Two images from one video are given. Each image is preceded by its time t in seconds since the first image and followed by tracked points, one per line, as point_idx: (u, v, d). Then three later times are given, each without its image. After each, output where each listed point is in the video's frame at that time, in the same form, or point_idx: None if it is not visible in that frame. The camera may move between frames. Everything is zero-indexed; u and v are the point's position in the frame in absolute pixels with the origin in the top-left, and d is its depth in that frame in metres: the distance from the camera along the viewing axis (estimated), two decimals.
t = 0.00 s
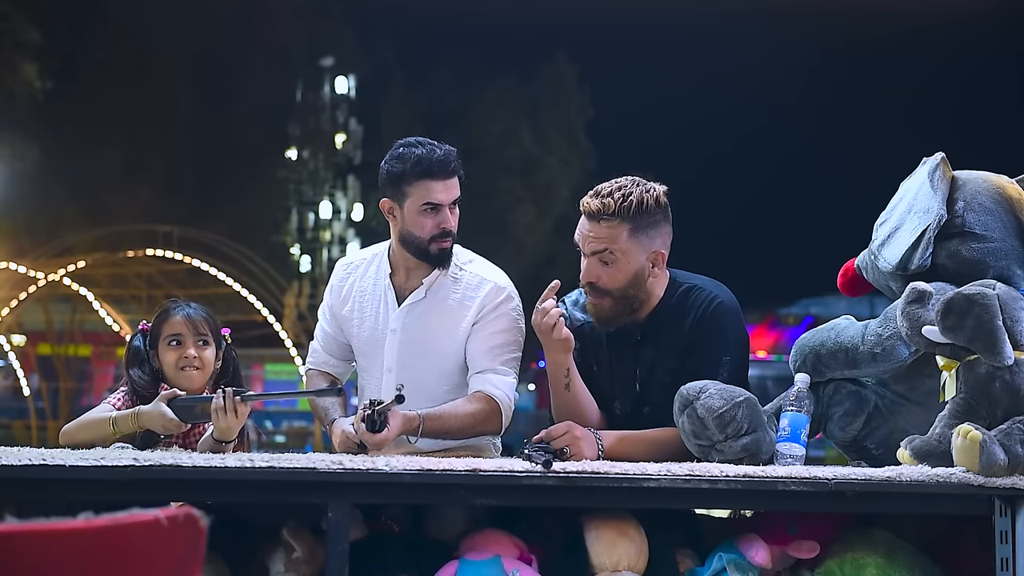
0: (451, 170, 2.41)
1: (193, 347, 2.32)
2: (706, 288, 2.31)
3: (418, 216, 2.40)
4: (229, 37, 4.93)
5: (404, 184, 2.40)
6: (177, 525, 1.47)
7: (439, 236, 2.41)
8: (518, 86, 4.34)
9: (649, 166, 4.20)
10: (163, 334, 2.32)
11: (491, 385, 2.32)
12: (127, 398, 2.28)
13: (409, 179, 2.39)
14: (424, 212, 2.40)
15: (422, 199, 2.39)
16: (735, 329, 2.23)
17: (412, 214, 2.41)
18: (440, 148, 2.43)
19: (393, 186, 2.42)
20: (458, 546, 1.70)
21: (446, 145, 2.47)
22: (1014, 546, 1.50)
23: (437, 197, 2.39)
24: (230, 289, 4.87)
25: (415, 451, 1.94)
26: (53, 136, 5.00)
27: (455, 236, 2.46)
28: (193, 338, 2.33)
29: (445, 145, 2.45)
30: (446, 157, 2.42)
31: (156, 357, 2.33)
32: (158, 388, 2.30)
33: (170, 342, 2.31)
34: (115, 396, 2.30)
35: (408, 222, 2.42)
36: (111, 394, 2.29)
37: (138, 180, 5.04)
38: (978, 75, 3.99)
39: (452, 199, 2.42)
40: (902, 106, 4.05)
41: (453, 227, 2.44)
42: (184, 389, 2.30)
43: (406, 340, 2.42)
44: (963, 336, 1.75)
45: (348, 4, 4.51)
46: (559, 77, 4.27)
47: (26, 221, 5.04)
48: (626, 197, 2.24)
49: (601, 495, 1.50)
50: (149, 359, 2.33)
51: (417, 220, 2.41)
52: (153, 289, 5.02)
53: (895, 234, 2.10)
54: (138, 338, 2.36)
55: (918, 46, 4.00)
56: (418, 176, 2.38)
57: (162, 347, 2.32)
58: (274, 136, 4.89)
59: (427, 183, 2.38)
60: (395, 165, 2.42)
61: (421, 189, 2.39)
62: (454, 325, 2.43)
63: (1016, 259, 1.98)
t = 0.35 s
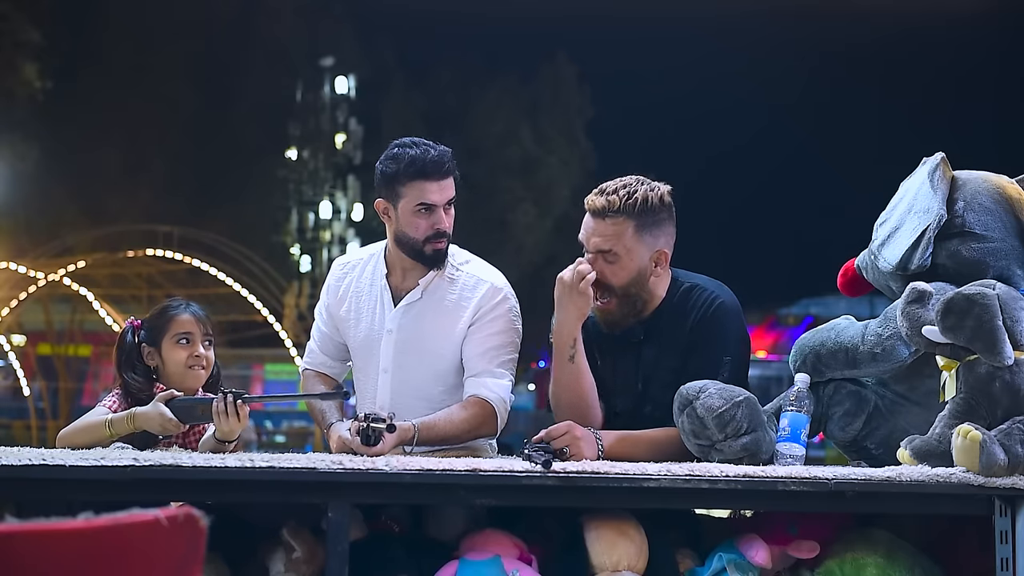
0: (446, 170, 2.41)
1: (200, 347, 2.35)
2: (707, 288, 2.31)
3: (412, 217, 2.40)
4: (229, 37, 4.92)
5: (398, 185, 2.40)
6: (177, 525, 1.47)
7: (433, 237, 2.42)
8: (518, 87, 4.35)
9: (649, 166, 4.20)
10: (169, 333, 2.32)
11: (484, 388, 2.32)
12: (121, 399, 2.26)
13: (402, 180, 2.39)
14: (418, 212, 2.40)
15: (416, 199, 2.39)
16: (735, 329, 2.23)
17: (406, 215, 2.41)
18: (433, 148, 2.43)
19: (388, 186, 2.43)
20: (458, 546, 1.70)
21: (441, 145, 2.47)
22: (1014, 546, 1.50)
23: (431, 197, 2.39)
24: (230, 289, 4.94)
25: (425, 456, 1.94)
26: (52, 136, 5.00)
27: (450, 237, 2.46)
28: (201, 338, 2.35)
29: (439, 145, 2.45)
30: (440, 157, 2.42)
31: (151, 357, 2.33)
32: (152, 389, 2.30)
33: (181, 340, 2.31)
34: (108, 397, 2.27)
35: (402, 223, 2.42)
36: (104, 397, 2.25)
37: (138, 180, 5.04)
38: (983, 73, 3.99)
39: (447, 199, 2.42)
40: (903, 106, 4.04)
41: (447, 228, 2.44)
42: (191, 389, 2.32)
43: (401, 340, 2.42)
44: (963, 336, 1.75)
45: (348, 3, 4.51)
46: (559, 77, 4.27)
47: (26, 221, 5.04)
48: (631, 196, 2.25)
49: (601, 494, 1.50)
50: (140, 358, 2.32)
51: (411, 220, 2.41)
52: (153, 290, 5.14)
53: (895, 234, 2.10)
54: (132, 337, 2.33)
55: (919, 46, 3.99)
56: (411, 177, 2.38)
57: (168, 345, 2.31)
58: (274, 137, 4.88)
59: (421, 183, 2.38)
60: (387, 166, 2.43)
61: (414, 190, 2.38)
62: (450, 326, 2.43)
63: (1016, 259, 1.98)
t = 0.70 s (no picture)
0: (444, 171, 2.42)
1: (199, 347, 2.35)
2: (713, 287, 2.31)
3: (410, 218, 2.41)
4: (229, 37, 4.90)
5: (396, 185, 2.41)
6: (177, 525, 1.46)
7: (432, 238, 2.41)
8: (517, 87, 4.36)
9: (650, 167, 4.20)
10: (168, 333, 2.31)
11: (482, 388, 2.32)
12: (123, 399, 2.26)
13: (400, 180, 2.40)
14: (416, 213, 2.40)
15: (414, 199, 2.39)
16: (737, 330, 2.23)
17: (405, 215, 2.41)
18: (431, 149, 2.43)
19: (386, 186, 2.43)
20: (458, 546, 1.70)
21: (439, 146, 2.48)
22: (1014, 546, 1.50)
23: (429, 198, 2.39)
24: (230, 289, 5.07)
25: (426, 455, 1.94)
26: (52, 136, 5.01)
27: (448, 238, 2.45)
28: (199, 337, 2.35)
29: (436, 145, 2.45)
30: (438, 158, 2.42)
31: (150, 357, 2.32)
32: (154, 389, 2.30)
33: (181, 339, 2.31)
34: (111, 397, 2.28)
35: (400, 223, 2.42)
36: (106, 397, 2.26)
37: (138, 180, 5.10)
38: (981, 74, 3.94)
39: (445, 199, 2.42)
40: (903, 106, 4.04)
41: (446, 229, 2.44)
42: (190, 389, 2.31)
43: (400, 340, 2.41)
44: (963, 335, 1.75)
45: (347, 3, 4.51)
46: (559, 77, 4.28)
47: (26, 221, 5.10)
48: (664, 171, 2.30)
49: (601, 494, 1.50)
50: (140, 359, 2.32)
51: (410, 220, 2.41)
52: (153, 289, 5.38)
53: (895, 234, 2.10)
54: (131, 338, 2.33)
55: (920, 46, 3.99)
56: (410, 177, 2.39)
57: (167, 345, 2.31)
58: (274, 137, 4.92)
59: (419, 184, 2.39)
60: (386, 166, 2.44)
61: (411, 190, 2.39)
62: (450, 325, 2.43)
63: (1016, 259, 1.98)
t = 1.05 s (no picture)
0: (441, 165, 2.40)
1: (197, 348, 2.35)
2: (714, 289, 2.33)
3: (406, 213, 2.40)
4: (229, 37, 4.90)
5: (391, 180, 2.40)
6: (178, 525, 1.39)
7: (427, 235, 2.40)
8: (518, 87, 4.35)
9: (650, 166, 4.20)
10: (167, 334, 2.32)
11: (482, 388, 2.33)
12: (122, 399, 2.26)
13: (395, 175, 2.39)
14: (411, 208, 2.39)
15: (409, 194, 2.38)
16: (742, 332, 2.24)
17: (400, 210, 2.40)
18: (429, 145, 2.43)
19: (383, 182, 2.43)
20: (458, 546, 1.70)
21: (438, 142, 2.47)
22: (1014, 546, 1.50)
23: (424, 193, 2.38)
24: (230, 288, 5.06)
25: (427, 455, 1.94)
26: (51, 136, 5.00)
27: (446, 235, 2.44)
28: (197, 338, 2.35)
29: (435, 142, 2.45)
30: (435, 154, 2.41)
31: (149, 358, 2.33)
32: (152, 388, 2.30)
33: (179, 339, 2.31)
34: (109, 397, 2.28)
35: (397, 219, 2.41)
36: (105, 397, 2.26)
37: (138, 180, 5.09)
38: (982, 74, 3.93)
39: (441, 195, 2.40)
40: (903, 106, 4.03)
41: (443, 225, 2.42)
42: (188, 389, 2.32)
43: (402, 339, 2.42)
44: (963, 335, 1.75)
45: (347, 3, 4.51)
46: (559, 77, 4.28)
47: (26, 221, 5.09)
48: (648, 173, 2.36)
49: (601, 494, 1.50)
50: (138, 360, 2.32)
51: (406, 216, 2.40)
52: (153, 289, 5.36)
53: (895, 234, 2.10)
54: (129, 338, 2.34)
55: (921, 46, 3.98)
56: (404, 172, 2.38)
57: (165, 346, 2.31)
58: (274, 136, 4.92)
59: (414, 179, 2.38)
60: (383, 163, 2.44)
61: (406, 185, 2.38)
62: (452, 325, 2.43)
63: (1016, 259, 1.98)
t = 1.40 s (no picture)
0: (443, 162, 2.40)
1: (191, 352, 2.33)
2: (704, 289, 2.31)
3: (408, 210, 2.40)
4: (229, 36, 4.91)
5: (395, 178, 2.41)
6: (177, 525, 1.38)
7: (429, 232, 2.41)
8: (518, 86, 4.35)
9: (650, 166, 4.20)
10: (162, 335, 2.31)
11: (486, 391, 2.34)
12: (121, 398, 2.28)
13: (399, 173, 2.40)
14: (413, 205, 2.40)
15: (411, 190, 2.39)
16: (730, 333, 2.22)
17: (402, 207, 2.41)
18: (434, 143, 2.42)
19: (387, 180, 2.44)
20: (458, 546, 1.70)
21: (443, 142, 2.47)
22: (1014, 546, 1.50)
23: (426, 189, 2.38)
24: (230, 288, 4.99)
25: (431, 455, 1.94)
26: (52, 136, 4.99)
27: (448, 234, 2.44)
28: (191, 341, 2.33)
29: (441, 141, 2.45)
30: (439, 153, 2.41)
31: (145, 358, 2.32)
32: (150, 388, 2.30)
33: (172, 343, 2.30)
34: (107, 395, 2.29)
35: (400, 217, 2.42)
36: (104, 395, 2.28)
37: (138, 180, 5.07)
38: (983, 73, 3.93)
39: (444, 194, 2.40)
40: (904, 106, 4.02)
41: (445, 224, 2.43)
42: (182, 392, 2.31)
43: (409, 341, 2.43)
44: (963, 336, 1.75)
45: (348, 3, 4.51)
46: (559, 76, 4.28)
47: (26, 221, 5.06)
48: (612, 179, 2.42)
49: (601, 494, 1.50)
50: (135, 360, 2.32)
51: (407, 213, 2.41)
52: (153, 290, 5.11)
53: (895, 234, 2.10)
54: (128, 338, 2.34)
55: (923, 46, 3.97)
56: (407, 169, 2.39)
57: (159, 347, 2.30)
58: (274, 136, 4.90)
59: (417, 176, 2.38)
60: (388, 160, 2.44)
61: (409, 182, 2.39)
62: (457, 327, 2.45)
63: (1016, 259, 1.98)
